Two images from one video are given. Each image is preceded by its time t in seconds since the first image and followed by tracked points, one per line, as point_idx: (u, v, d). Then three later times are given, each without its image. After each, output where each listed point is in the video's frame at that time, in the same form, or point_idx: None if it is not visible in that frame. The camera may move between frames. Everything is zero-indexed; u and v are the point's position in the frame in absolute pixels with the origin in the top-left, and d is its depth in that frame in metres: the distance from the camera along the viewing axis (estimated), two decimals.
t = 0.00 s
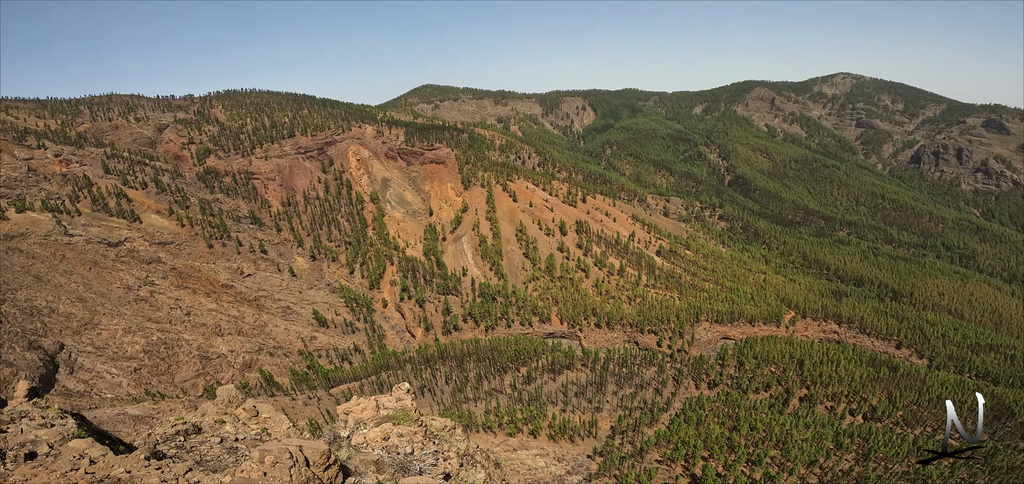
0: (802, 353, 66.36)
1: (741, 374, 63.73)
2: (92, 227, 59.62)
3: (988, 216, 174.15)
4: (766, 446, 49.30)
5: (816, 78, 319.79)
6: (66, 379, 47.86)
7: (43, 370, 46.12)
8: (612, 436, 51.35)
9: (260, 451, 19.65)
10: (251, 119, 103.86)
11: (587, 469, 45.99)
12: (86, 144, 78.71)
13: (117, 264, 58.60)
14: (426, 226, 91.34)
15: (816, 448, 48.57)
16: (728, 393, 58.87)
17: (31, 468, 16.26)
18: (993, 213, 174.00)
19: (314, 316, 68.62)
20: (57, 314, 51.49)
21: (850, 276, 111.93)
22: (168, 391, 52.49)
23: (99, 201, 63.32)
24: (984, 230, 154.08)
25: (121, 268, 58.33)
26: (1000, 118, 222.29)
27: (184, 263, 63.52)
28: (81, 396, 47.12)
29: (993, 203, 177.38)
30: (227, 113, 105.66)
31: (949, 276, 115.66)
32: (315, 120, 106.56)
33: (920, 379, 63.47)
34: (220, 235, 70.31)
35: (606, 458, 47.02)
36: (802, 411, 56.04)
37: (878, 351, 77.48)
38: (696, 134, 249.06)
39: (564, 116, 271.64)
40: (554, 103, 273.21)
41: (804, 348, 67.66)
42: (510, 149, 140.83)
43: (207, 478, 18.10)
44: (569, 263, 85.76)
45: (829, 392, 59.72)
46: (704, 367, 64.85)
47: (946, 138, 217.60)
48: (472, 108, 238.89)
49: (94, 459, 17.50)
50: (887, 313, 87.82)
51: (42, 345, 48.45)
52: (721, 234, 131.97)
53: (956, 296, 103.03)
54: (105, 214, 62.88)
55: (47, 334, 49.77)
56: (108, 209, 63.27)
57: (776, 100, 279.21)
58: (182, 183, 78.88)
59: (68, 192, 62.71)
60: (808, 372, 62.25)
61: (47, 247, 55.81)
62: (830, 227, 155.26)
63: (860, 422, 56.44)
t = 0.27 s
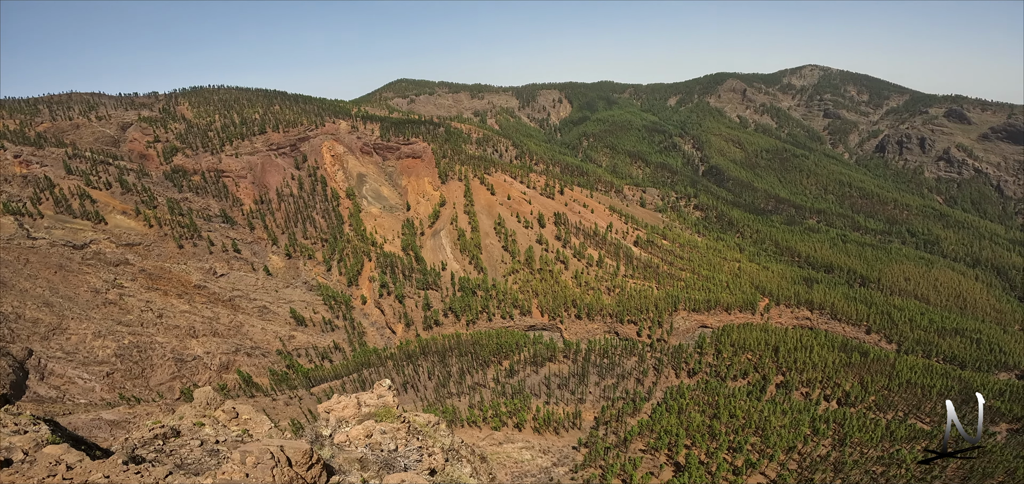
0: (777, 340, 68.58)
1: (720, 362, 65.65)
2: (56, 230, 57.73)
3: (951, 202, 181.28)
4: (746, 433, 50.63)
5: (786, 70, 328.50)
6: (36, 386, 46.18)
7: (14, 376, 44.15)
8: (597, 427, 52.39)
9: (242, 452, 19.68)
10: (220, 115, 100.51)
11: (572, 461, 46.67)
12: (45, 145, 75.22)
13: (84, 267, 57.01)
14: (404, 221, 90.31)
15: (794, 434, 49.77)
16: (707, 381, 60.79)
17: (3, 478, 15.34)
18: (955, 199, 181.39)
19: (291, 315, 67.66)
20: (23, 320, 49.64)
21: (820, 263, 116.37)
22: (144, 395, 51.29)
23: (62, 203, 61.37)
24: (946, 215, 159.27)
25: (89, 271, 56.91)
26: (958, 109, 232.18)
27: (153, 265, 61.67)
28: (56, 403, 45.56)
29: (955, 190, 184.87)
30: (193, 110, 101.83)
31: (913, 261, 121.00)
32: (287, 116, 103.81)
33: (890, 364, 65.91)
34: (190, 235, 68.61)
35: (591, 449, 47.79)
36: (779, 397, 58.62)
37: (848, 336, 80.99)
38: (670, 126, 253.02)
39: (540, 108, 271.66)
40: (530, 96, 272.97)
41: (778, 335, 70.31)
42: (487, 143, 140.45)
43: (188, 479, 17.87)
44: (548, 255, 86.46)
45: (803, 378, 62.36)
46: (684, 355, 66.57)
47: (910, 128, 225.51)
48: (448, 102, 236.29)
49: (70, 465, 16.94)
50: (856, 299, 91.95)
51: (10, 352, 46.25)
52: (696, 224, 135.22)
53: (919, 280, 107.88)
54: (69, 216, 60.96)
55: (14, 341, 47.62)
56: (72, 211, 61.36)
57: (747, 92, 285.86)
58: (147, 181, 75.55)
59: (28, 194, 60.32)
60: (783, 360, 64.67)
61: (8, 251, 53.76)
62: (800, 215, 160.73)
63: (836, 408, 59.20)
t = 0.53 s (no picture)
0: (753, 327, 70.82)
1: (698, 351, 67.43)
2: (16, 233, 55.83)
3: (914, 190, 189.46)
4: (726, 421, 51.98)
5: (756, 63, 336.89)
6: (7, 393, 44.01)
7: None
8: (581, 420, 53.03)
9: (221, 455, 19.32)
10: (186, 113, 97.12)
11: (558, 453, 47.20)
12: None
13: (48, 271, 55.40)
14: (381, 217, 89.12)
15: (772, 421, 50.82)
16: (686, 370, 62.35)
17: None
18: (917, 187, 189.85)
19: (267, 314, 66.67)
20: None
21: (792, 251, 120.70)
22: (118, 401, 49.15)
23: (21, 205, 59.31)
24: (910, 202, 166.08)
25: (54, 274, 55.36)
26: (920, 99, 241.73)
27: (120, 267, 60.15)
28: (27, 410, 43.55)
29: (918, 179, 193.24)
30: (158, 108, 98.10)
31: (880, 248, 126.14)
32: (257, 113, 100.80)
33: (860, 350, 68.38)
34: (159, 235, 66.99)
35: (575, 441, 48.41)
36: (756, 385, 59.95)
37: (819, 321, 84.48)
38: (645, 118, 256.54)
39: (517, 102, 271.40)
40: (506, 90, 272.29)
41: (753, 323, 72.71)
42: (463, 137, 139.73)
43: None
44: (527, 248, 86.93)
45: (779, 365, 64.48)
46: (663, 345, 67.71)
47: (874, 119, 234.60)
48: (423, 97, 233.51)
49: (46, 472, 16.40)
50: (827, 285, 95.96)
51: None
52: (671, 214, 138.23)
53: (885, 266, 112.70)
54: (29, 218, 58.98)
55: None
56: (32, 213, 59.48)
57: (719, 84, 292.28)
58: (112, 183, 73.30)
59: None
60: (759, 347, 67.02)
61: None
62: (771, 204, 166.04)
63: (810, 394, 61.44)
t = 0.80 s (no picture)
0: (729, 316, 73.11)
1: (677, 340, 69.17)
2: None
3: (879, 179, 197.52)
4: (707, 409, 53.64)
5: (728, 56, 343.72)
6: None
7: None
8: (565, 412, 53.91)
9: (201, 457, 18.81)
10: (151, 111, 93.66)
11: (543, 446, 48.02)
12: None
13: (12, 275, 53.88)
14: (357, 214, 87.84)
15: (751, 409, 52.78)
16: (666, 360, 63.80)
17: None
18: (883, 177, 197.61)
19: (243, 315, 65.96)
20: None
21: (765, 240, 124.67)
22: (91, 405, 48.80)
23: None
24: (876, 192, 172.83)
25: (19, 279, 53.99)
26: (885, 91, 250.47)
27: (87, 270, 59.10)
28: None
29: (883, 168, 200.93)
30: (121, 105, 94.16)
31: (849, 236, 131.42)
32: (226, 110, 97.86)
33: (832, 337, 71.02)
34: (126, 237, 65.93)
35: (559, 434, 49.28)
36: (734, 372, 61.84)
37: (793, 309, 87.71)
38: (621, 111, 259.31)
39: (493, 96, 270.35)
40: (483, 84, 270.71)
41: (729, 312, 74.99)
42: (440, 131, 138.59)
43: None
44: (506, 242, 87.17)
45: (755, 354, 66.76)
46: (643, 335, 69.44)
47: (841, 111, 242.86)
48: (397, 91, 230.14)
49: (22, 479, 15.90)
50: (799, 273, 99.72)
51: None
52: (647, 205, 140.68)
53: (853, 255, 117.54)
54: None
55: None
56: None
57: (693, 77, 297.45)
58: (74, 184, 70.86)
59: None
60: (735, 336, 69.23)
61: None
62: (744, 194, 170.69)
63: (786, 381, 63.57)
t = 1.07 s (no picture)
0: (708, 306, 75.10)
1: (658, 332, 70.93)
2: None
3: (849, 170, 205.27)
4: (688, 400, 55.30)
5: (703, 50, 349.80)
6: None
7: None
8: (550, 406, 54.83)
9: (182, 461, 18.63)
10: (115, 109, 90.21)
11: (529, 441, 48.82)
12: None
13: None
14: (335, 211, 86.30)
15: (732, 399, 54.53)
16: (648, 352, 65.10)
17: None
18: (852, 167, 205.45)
19: (220, 316, 64.52)
20: None
21: (741, 231, 128.07)
22: (65, 412, 45.89)
23: None
24: (846, 182, 179.12)
25: None
26: (853, 85, 258.75)
27: (54, 274, 57.83)
28: None
29: (852, 159, 208.67)
30: (85, 104, 90.32)
31: (822, 226, 136.13)
32: (196, 108, 94.83)
33: (807, 325, 73.66)
34: (94, 239, 64.88)
35: (546, 428, 49.99)
36: (715, 363, 63.97)
37: (768, 298, 90.75)
38: (599, 104, 261.38)
39: (471, 91, 268.71)
40: (461, 79, 268.97)
41: (708, 302, 76.92)
42: (418, 127, 137.36)
43: None
44: (486, 237, 87.19)
45: (734, 343, 68.91)
46: (623, 327, 70.98)
47: (812, 104, 250.68)
48: (373, 87, 226.37)
49: None
50: (775, 263, 103.10)
51: None
52: (625, 198, 142.75)
53: (825, 244, 121.82)
54: None
55: None
56: None
57: (668, 71, 301.69)
58: (37, 185, 68.46)
59: None
60: (715, 326, 71.02)
61: None
62: (720, 186, 174.72)
63: (764, 370, 66.11)
